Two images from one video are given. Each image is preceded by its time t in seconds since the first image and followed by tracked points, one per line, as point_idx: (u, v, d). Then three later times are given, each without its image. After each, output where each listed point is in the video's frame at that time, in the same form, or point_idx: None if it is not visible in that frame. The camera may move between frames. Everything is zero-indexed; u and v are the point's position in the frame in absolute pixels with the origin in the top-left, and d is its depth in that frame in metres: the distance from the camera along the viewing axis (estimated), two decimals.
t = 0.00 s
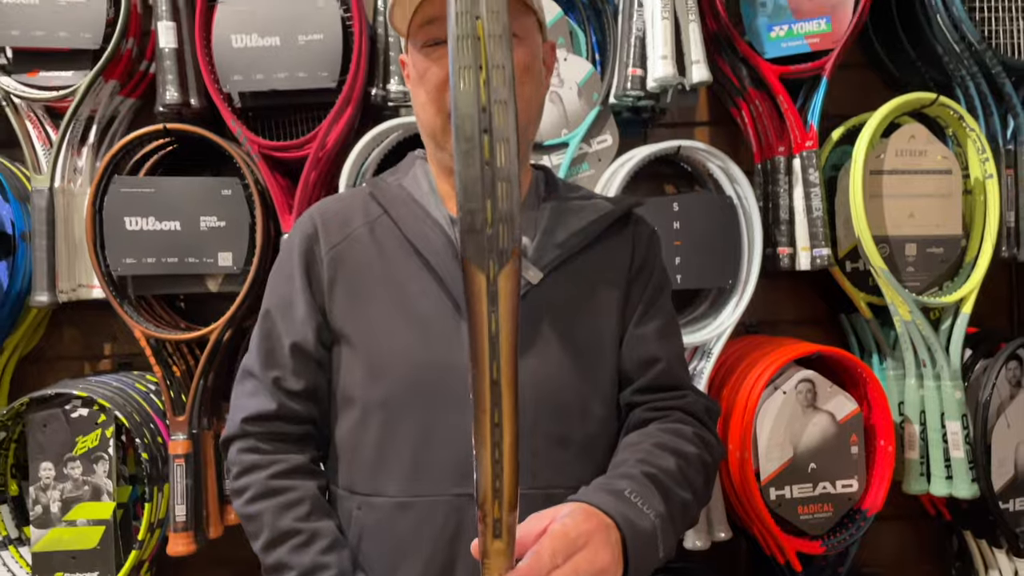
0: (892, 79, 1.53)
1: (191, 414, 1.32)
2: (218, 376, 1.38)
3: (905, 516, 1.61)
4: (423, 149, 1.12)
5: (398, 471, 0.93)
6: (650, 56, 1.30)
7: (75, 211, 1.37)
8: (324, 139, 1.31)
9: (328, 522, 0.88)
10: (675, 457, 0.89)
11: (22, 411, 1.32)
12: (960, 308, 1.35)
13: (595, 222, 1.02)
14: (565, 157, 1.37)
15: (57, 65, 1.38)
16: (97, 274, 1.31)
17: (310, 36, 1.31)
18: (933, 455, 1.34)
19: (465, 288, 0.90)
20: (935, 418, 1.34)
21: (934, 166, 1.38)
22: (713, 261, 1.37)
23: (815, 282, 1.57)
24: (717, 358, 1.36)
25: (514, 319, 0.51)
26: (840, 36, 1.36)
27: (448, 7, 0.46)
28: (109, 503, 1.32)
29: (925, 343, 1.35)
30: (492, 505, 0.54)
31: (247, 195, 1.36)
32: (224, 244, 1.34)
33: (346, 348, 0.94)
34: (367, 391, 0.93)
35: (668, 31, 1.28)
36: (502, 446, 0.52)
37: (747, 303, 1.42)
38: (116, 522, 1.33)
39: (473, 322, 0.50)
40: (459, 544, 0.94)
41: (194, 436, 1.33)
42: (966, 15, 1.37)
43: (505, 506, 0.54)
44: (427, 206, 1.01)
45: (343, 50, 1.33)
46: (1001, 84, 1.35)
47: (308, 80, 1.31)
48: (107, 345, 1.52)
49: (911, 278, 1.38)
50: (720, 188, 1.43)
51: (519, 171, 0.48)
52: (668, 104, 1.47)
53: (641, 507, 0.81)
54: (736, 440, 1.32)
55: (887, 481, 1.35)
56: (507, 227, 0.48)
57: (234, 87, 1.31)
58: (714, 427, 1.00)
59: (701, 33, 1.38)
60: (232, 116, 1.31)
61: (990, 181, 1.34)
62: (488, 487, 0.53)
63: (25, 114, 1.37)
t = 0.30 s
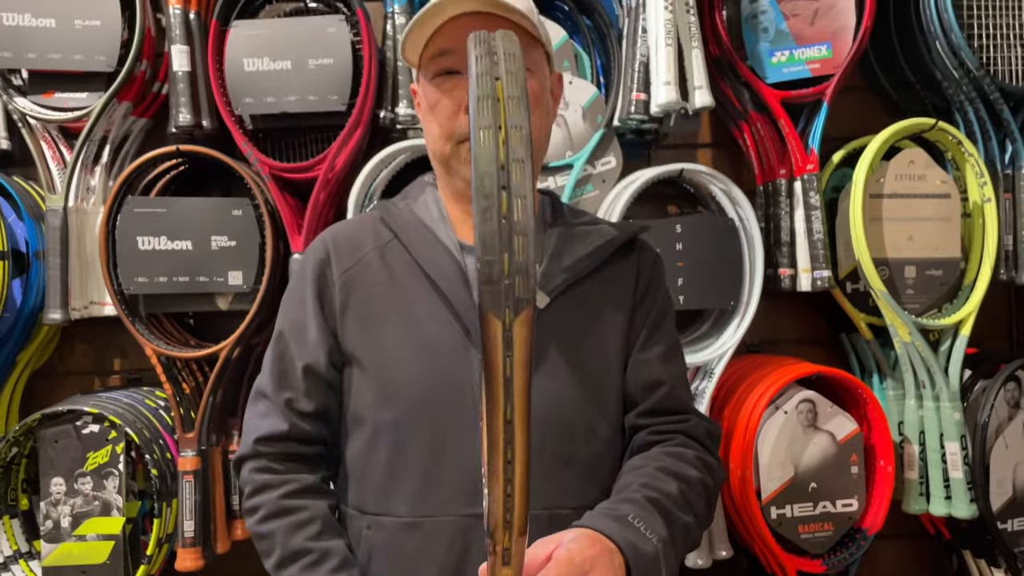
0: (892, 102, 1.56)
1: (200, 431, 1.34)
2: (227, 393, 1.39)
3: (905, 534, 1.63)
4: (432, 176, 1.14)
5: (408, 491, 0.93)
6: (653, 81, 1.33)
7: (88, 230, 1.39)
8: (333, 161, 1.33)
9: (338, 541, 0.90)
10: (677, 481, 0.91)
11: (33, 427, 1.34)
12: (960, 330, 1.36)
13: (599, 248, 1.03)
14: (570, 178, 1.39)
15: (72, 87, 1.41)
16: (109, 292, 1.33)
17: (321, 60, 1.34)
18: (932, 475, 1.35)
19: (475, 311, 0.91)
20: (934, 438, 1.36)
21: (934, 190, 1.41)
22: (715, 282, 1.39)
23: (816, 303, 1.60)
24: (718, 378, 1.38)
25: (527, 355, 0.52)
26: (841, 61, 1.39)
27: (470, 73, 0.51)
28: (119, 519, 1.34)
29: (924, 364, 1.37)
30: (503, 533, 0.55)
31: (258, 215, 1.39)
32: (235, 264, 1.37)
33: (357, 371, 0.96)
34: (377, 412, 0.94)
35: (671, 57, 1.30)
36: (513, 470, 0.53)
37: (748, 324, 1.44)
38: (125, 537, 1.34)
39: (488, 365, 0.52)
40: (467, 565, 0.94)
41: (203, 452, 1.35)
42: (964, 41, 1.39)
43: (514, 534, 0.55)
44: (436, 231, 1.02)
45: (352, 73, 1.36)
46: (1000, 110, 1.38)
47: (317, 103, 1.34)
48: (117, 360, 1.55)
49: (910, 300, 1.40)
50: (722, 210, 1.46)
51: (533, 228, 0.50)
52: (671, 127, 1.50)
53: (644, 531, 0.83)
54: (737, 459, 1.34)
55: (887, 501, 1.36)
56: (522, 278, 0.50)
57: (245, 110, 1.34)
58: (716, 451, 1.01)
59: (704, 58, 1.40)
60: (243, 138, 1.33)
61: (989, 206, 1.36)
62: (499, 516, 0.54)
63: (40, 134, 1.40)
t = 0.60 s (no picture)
0: (892, 120, 1.58)
1: (207, 443, 1.35)
2: (233, 405, 1.41)
3: (905, 549, 1.64)
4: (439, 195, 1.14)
5: (413, 506, 0.93)
6: (656, 99, 1.34)
7: (98, 243, 1.41)
8: (340, 177, 1.35)
9: (344, 555, 0.89)
10: (678, 497, 0.92)
11: (42, 439, 1.36)
12: (960, 347, 1.37)
13: (602, 266, 1.03)
14: (573, 194, 1.40)
15: (83, 102, 1.44)
16: (118, 305, 1.35)
17: (329, 78, 1.36)
18: (933, 491, 1.37)
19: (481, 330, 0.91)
20: (934, 453, 1.37)
21: (933, 208, 1.42)
22: (717, 298, 1.40)
23: (817, 318, 1.61)
24: (720, 393, 1.39)
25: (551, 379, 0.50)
26: (841, 80, 1.40)
27: (501, 113, 0.50)
28: (126, 530, 1.35)
29: (924, 381, 1.38)
30: (517, 557, 0.52)
31: (265, 230, 1.41)
32: (242, 278, 1.38)
33: (364, 386, 0.96)
34: (383, 428, 0.94)
35: (674, 77, 1.32)
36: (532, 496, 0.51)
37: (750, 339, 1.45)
38: (132, 547, 1.36)
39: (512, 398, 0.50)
40: None
41: (209, 464, 1.36)
42: (964, 61, 1.39)
43: (529, 557, 0.52)
44: (443, 249, 1.02)
45: (360, 90, 1.38)
46: (999, 129, 1.39)
47: (325, 119, 1.36)
48: (124, 372, 1.57)
49: (910, 317, 1.41)
50: (724, 226, 1.47)
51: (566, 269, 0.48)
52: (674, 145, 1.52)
53: (644, 548, 0.84)
54: (738, 474, 1.35)
55: (887, 516, 1.37)
56: (551, 317, 0.48)
57: (253, 126, 1.36)
58: (717, 468, 1.02)
59: (707, 77, 1.42)
60: (252, 153, 1.35)
61: (988, 223, 1.38)
62: (516, 540, 0.52)
63: (51, 149, 1.42)
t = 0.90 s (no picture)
0: (894, 130, 1.59)
1: (211, 447, 1.35)
2: (237, 410, 1.41)
3: (906, 557, 1.64)
4: (444, 203, 1.15)
5: (416, 511, 0.93)
6: (659, 109, 1.35)
7: (104, 249, 1.42)
8: (345, 184, 1.36)
9: (346, 559, 0.88)
10: (679, 504, 0.92)
11: (47, 443, 1.37)
12: (960, 356, 1.38)
13: (604, 276, 1.04)
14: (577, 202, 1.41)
15: (91, 109, 1.45)
16: (124, 310, 1.35)
17: (335, 86, 1.37)
18: (933, 499, 1.37)
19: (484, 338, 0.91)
20: (935, 462, 1.37)
21: (934, 218, 1.43)
22: (719, 306, 1.41)
23: (818, 326, 1.62)
24: (721, 400, 1.40)
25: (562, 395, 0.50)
26: (842, 90, 1.42)
27: (517, 128, 0.50)
28: (130, 534, 1.36)
29: (925, 390, 1.38)
30: (523, 565, 0.52)
31: (271, 237, 1.42)
32: (247, 284, 1.39)
33: (367, 392, 0.96)
34: (386, 433, 0.94)
35: (677, 87, 1.33)
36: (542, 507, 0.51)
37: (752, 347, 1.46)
38: (136, 551, 1.36)
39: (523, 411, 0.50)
40: None
41: (213, 469, 1.37)
42: (966, 72, 1.40)
43: (535, 565, 0.52)
44: (447, 257, 1.02)
45: (365, 99, 1.39)
46: (1000, 139, 1.40)
47: (331, 127, 1.37)
48: (129, 377, 1.58)
49: (911, 326, 1.42)
50: (726, 234, 1.48)
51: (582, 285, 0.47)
52: (677, 154, 1.53)
53: (644, 553, 0.84)
54: (739, 481, 1.35)
55: (888, 524, 1.38)
56: (564, 333, 0.47)
57: (259, 133, 1.37)
58: (717, 475, 1.03)
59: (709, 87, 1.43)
60: (258, 161, 1.36)
61: (989, 233, 1.39)
62: (523, 548, 0.52)
63: (59, 155, 1.43)
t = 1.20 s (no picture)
0: (898, 135, 1.59)
1: (213, 450, 1.36)
2: (240, 413, 1.42)
3: (909, 562, 1.63)
4: (447, 207, 1.15)
5: (418, 514, 0.93)
6: (662, 114, 1.35)
7: (108, 251, 1.43)
8: (348, 188, 1.36)
9: (349, 562, 0.88)
10: (680, 509, 0.92)
11: (50, 444, 1.37)
12: (963, 362, 1.38)
13: (606, 281, 1.04)
14: (579, 207, 1.41)
15: (96, 112, 1.46)
16: (128, 313, 1.36)
17: (338, 90, 1.38)
18: (935, 505, 1.37)
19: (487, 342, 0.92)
20: (937, 468, 1.37)
21: (937, 223, 1.43)
22: (721, 310, 1.41)
23: (821, 331, 1.62)
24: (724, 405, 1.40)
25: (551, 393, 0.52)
26: (845, 96, 1.42)
27: (510, 130, 0.52)
28: (132, 535, 1.36)
29: (928, 395, 1.38)
30: (517, 564, 0.55)
31: (274, 240, 1.42)
32: (251, 287, 1.40)
33: (370, 395, 0.96)
34: (389, 436, 0.94)
35: (679, 92, 1.33)
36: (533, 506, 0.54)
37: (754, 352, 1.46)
38: (138, 553, 1.37)
39: (514, 406, 0.52)
40: None
41: (216, 471, 1.37)
42: (968, 78, 1.41)
43: (528, 565, 0.55)
44: (450, 261, 1.03)
45: (369, 102, 1.39)
46: (1003, 145, 1.41)
47: (335, 131, 1.38)
48: (132, 379, 1.59)
49: (914, 331, 1.42)
50: (728, 239, 1.48)
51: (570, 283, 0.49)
52: (680, 159, 1.54)
53: (644, 557, 0.84)
54: (741, 486, 1.35)
55: (890, 530, 1.37)
56: (553, 330, 0.49)
57: (263, 137, 1.37)
58: (719, 480, 1.03)
59: (712, 92, 1.43)
60: (262, 164, 1.37)
61: (992, 239, 1.39)
62: (516, 547, 0.55)
63: (64, 157, 1.44)
